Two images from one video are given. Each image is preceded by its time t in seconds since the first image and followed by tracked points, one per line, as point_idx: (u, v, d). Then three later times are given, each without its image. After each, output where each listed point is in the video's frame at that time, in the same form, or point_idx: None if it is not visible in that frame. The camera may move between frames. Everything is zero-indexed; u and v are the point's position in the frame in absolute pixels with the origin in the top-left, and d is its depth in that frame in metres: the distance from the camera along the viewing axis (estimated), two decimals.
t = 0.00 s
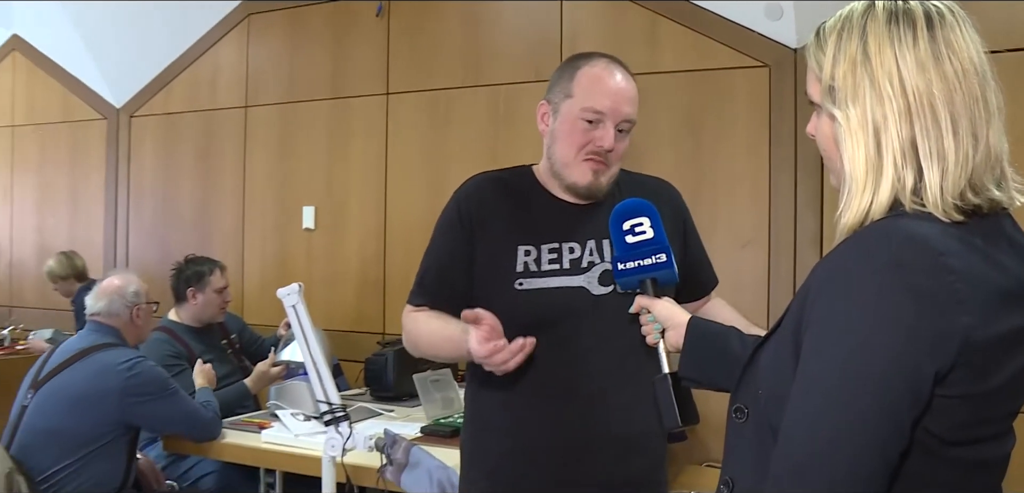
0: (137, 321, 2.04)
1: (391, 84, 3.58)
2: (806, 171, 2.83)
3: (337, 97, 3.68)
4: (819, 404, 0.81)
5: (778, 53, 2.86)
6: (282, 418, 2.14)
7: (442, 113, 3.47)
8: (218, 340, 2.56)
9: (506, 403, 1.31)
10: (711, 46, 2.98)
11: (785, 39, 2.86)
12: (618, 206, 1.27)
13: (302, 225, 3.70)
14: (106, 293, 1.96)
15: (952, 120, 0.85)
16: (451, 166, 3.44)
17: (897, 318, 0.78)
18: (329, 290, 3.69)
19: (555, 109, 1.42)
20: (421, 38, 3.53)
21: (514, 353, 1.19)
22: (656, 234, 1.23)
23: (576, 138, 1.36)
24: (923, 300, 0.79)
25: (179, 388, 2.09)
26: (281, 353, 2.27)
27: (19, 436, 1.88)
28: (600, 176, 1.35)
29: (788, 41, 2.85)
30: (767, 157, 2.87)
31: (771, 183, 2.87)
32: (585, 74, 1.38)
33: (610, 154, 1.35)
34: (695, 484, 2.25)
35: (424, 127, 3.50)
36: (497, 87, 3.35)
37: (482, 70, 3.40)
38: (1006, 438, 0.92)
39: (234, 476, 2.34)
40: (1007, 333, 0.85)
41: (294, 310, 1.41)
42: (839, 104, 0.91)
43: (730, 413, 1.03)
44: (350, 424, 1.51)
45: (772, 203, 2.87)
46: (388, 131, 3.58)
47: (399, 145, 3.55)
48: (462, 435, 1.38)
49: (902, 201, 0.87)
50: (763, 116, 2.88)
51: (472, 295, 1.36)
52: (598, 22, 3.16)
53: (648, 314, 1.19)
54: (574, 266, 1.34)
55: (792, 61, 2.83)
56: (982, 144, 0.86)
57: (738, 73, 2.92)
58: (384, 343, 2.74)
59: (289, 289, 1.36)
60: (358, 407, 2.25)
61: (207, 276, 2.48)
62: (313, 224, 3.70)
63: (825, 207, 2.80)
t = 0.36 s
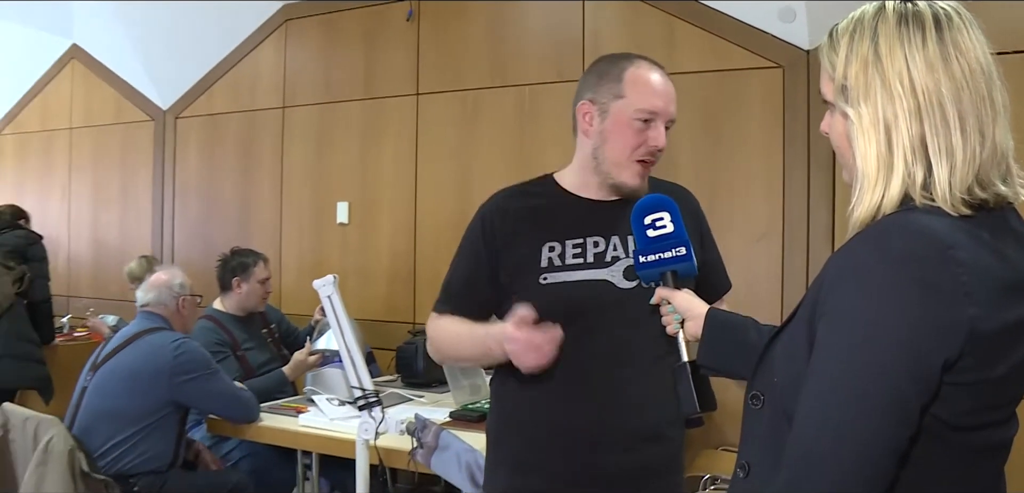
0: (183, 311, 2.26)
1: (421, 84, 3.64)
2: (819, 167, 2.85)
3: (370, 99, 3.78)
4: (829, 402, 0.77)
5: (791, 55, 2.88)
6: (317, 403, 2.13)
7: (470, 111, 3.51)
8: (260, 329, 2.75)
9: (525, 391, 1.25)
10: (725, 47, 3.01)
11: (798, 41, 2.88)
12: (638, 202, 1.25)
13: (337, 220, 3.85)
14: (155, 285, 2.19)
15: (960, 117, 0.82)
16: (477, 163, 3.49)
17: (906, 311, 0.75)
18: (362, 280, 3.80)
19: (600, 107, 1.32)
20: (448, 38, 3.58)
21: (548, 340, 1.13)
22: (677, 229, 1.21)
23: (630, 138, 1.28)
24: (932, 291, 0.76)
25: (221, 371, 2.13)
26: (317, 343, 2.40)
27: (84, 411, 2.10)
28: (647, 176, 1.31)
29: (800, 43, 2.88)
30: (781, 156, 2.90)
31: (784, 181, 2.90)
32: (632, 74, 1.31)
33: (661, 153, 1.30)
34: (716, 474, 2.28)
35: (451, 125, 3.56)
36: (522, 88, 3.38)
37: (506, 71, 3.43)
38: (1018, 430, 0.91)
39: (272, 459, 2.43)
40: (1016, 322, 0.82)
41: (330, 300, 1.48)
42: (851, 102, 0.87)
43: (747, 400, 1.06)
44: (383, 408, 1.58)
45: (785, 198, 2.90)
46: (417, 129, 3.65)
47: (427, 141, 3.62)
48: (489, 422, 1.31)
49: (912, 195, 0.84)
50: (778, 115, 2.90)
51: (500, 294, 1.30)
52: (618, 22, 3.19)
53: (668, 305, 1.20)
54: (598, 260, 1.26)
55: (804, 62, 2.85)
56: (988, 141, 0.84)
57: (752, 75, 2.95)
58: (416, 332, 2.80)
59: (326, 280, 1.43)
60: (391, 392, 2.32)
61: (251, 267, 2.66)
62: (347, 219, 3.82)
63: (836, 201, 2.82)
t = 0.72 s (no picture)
0: (214, 306, 2.28)
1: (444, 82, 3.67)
2: (842, 163, 2.84)
3: (393, 96, 3.81)
4: (850, 401, 0.75)
5: (813, 51, 2.88)
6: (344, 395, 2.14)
7: (492, 108, 3.53)
8: (291, 322, 2.79)
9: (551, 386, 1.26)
10: (748, 44, 3.00)
11: (818, 38, 2.88)
12: (663, 196, 1.23)
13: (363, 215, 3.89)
14: (187, 281, 2.22)
15: (987, 112, 0.79)
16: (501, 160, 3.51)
17: (925, 306, 0.73)
18: (388, 274, 3.84)
19: (610, 107, 1.28)
20: (471, 36, 3.60)
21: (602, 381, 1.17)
22: (700, 223, 1.20)
23: (636, 138, 1.24)
24: (951, 286, 0.74)
25: (251, 361, 2.16)
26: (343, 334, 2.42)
27: (118, 401, 2.11)
28: (661, 173, 1.26)
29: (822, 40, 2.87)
30: (803, 152, 2.90)
31: (806, 177, 2.90)
32: (638, 71, 1.26)
33: (671, 150, 1.24)
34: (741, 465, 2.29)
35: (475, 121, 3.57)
36: (545, 85, 3.40)
37: (528, 68, 3.45)
38: None
39: (298, 450, 2.44)
40: None
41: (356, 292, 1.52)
42: (877, 94, 0.84)
43: (770, 394, 1.04)
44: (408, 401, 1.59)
45: (808, 194, 2.89)
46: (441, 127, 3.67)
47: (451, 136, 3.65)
48: (514, 414, 1.32)
49: (935, 189, 0.81)
50: (800, 111, 2.90)
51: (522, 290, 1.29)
52: (641, 19, 3.20)
53: (692, 299, 1.20)
54: (616, 255, 1.25)
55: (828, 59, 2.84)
56: (1014, 135, 0.80)
57: (775, 71, 2.94)
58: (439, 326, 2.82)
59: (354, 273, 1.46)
60: (415, 385, 2.35)
61: (285, 259, 2.70)
62: (374, 214, 3.86)
63: (859, 197, 2.81)
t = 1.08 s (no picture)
0: (238, 301, 2.31)
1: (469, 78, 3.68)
2: (869, 159, 2.82)
3: (419, 93, 3.82)
4: (881, 403, 0.71)
5: (840, 45, 2.85)
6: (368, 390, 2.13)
7: (516, 104, 3.54)
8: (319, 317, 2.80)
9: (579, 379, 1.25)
10: (774, 39, 2.97)
11: (845, 31, 2.85)
12: (690, 192, 1.24)
13: (388, 211, 3.91)
14: (211, 277, 2.25)
15: None
16: (527, 155, 3.51)
17: (959, 303, 0.69)
18: (413, 270, 3.85)
19: (632, 105, 1.28)
20: (494, 32, 3.60)
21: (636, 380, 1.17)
22: (728, 219, 1.20)
23: (658, 135, 1.23)
24: (988, 281, 0.70)
25: (276, 356, 2.18)
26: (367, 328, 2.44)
27: (146, 395, 2.14)
28: (685, 169, 1.25)
29: (850, 33, 2.84)
30: (830, 148, 2.88)
31: (833, 173, 2.88)
32: (659, 68, 1.25)
33: (694, 145, 1.23)
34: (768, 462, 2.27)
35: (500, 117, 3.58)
36: (570, 81, 3.40)
37: (554, 64, 3.45)
38: None
39: (326, 443, 2.43)
40: None
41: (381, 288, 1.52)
42: (913, 86, 0.80)
43: (798, 389, 1.03)
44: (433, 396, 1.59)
45: (835, 189, 2.87)
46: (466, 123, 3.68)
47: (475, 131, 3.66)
48: (540, 410, 1.32)
49: (970, 184, 0.76)
50: (827, 106, 2.88)
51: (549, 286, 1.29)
52: (665, 14, 3.18)
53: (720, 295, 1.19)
54: (644, 251, 1.24)
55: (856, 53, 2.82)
56: None
57: (802, 66, 2.92)
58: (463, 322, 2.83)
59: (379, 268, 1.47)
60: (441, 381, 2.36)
61: (315, 254, 2.70)
62: (399, 211, 3.87)
63: (887, 193, 2.79)
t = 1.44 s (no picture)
0: (268, 298, 2.33)
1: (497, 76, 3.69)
2: (900, 155, 2.79)
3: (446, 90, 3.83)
4: (922, 399, 0.70)
5: (871, 41, 2.83)
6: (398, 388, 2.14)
7: (545, 102, 3.54)
8: (349, 315, 2.81)
9: (612, 376, 1.24)
10: (804, 36, 2.96)
11: (877, 27, 2.82)
12: (723, 187, 1.25)
13: (417, 210, 3.93)
14: (243, 273, 2.27)
15: None
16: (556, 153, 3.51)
17: (1005, 300, 0.68)
18: (442, 268, 3.85)
19: (670, 100, 1.28)
20: (523, 30, 3.61)
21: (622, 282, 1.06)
22: (762, 214, 1.21)
23: (698, 129, 1.23)
24: None
25: (307, 353, 2.17)
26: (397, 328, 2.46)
27: (176, 391, 2.15)
28: (722, 165, 1.26)
29: (881, 30, 2.82)
30: (861, 144, 2.86)
31: (864, 170, 2.86)
32: (698, 63, 1.26)
33: (732, 141, 1.24)
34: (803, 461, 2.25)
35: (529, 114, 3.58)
36: (599, 78, 3.39)
37: (583, 61, 3.44)
38: None
39: (355, 440, 2.44)
40: None
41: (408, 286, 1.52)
42: (951, 83, 0.79)
43: (833, 387, 1.01)
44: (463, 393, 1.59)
45: (865, 186, 2.85)
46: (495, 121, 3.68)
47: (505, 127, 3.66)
48: (570, 408, 1.32)
49: (1013, 182, 0.75)
50: (858, 102, 2.86)
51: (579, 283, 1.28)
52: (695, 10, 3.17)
53: (753, 290, 1.20)
54: (674, 249, 1.24)
55: (888, 49, 2.79)
56: None
57: (833, 62, 2.90)
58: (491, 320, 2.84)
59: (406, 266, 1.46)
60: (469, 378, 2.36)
61: (347, 252, 2.73)
62: (427, 209, 3.89)
63: (919, 190, 2.76)
